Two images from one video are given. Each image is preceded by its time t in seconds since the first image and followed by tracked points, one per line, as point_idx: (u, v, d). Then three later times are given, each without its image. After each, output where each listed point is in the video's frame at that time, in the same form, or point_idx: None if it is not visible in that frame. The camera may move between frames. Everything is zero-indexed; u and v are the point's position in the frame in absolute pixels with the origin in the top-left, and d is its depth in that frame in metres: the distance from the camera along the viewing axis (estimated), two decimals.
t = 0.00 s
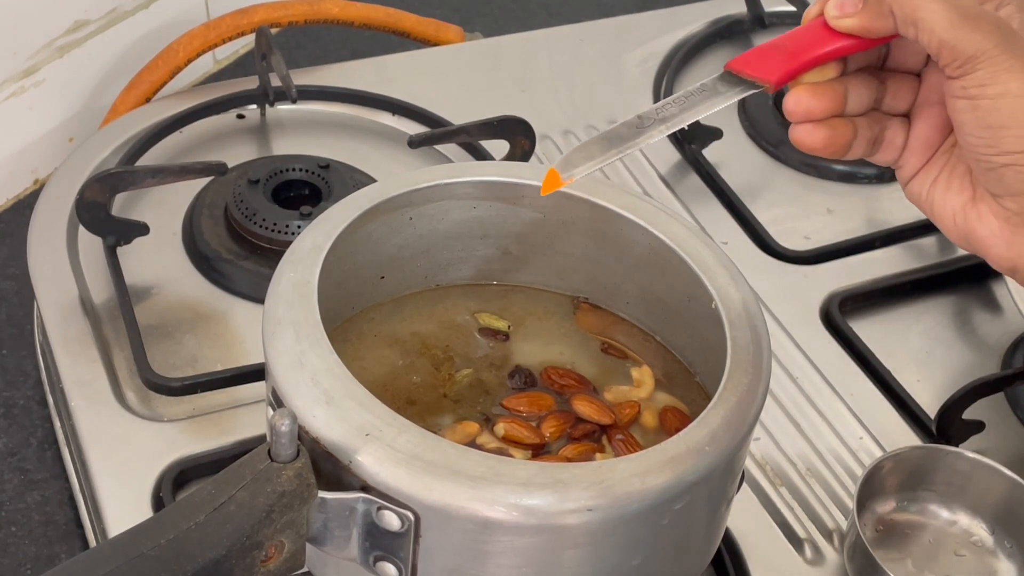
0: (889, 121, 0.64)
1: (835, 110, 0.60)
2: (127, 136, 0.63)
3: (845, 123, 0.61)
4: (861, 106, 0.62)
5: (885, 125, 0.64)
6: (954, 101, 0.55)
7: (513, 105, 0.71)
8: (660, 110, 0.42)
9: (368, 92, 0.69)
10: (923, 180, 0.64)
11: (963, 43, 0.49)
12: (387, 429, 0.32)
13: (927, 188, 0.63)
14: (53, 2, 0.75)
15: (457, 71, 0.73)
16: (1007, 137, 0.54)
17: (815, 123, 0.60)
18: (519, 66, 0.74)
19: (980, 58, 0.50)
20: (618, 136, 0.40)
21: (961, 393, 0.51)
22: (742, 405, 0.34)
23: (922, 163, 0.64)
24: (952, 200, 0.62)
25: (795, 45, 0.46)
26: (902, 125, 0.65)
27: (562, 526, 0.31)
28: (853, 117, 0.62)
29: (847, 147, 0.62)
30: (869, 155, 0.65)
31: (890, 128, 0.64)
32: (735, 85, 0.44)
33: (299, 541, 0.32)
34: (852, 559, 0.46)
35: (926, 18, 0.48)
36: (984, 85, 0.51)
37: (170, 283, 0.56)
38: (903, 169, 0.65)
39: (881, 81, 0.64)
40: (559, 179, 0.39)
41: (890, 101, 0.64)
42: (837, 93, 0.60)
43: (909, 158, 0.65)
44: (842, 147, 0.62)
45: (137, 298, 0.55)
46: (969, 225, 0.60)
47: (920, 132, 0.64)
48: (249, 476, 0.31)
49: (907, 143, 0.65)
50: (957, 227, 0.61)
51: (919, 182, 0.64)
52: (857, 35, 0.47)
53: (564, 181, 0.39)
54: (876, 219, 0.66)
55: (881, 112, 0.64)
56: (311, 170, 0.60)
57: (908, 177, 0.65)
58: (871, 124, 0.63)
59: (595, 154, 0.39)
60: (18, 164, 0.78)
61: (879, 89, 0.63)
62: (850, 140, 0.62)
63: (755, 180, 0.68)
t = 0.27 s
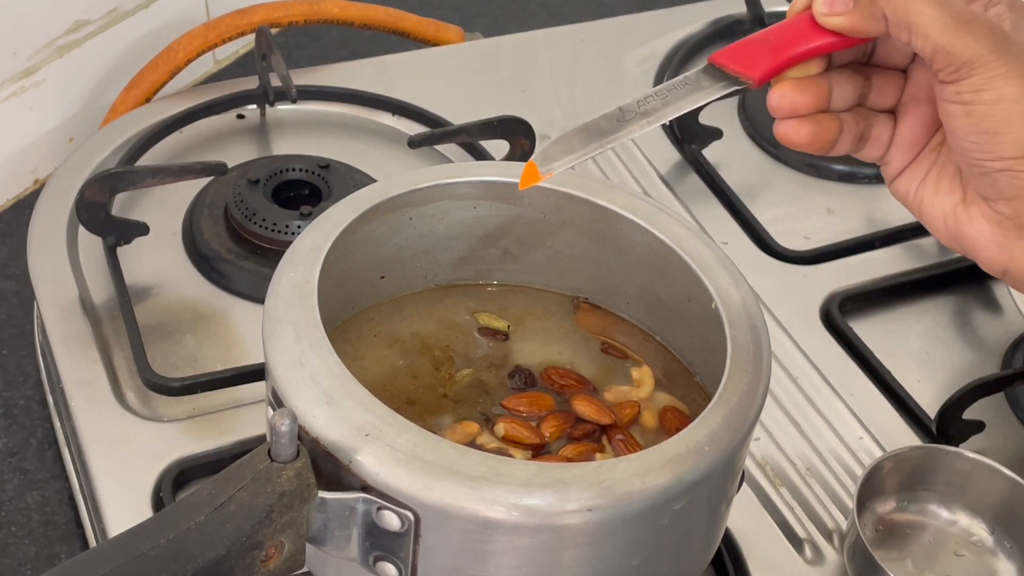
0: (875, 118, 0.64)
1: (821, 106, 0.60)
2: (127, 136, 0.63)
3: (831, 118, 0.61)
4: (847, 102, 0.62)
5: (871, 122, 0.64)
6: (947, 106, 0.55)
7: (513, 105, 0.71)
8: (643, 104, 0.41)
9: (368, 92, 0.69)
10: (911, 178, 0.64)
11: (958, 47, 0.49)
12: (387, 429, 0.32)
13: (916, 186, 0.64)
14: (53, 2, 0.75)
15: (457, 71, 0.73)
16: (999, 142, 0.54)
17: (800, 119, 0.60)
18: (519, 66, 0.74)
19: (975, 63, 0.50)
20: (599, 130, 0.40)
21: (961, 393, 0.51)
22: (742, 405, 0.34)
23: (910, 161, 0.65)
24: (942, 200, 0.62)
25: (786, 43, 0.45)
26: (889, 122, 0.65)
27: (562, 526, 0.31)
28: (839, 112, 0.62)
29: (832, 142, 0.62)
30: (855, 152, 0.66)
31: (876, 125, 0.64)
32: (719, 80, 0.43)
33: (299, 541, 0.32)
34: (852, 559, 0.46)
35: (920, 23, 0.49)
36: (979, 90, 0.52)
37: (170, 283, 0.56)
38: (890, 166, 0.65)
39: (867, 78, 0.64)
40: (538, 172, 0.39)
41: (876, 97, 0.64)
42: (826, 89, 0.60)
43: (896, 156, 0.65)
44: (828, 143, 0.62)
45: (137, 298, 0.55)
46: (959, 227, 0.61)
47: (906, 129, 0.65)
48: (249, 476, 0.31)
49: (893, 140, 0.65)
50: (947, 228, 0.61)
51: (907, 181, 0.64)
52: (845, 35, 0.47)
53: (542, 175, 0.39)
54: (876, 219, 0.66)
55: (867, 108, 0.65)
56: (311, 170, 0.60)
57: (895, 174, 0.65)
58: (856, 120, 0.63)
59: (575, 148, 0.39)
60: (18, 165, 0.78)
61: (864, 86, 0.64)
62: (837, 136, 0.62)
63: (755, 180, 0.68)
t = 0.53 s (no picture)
0: (867, 119, 0.65)
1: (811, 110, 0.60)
2: (127, 136, 0.63)
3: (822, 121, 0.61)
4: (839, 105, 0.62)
5: (863, 123, 0.64)
6: (937, 112, 0.55)
7: (513, 105, 0.71)
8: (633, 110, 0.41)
9: (368, 92, 0.69)
10: (905, 178, 0.64)
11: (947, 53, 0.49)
12: (387, 429, 0.32)
13: (912, 185, 0.64)
14: (53, 2, 0.75)
15: (457, 71, 0.73)
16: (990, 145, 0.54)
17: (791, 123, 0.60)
18: (519, 66, 0.74)
19: (964, 68, 0.50)
20: (590, 136, 0.40)
21: (962, 393, 0.51)
22: (741, 404, 0.34)
23: (904, 161, 0.65)
24: (937, 201, 0.62)
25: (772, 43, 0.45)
26: (881, 123, 0.65)
27: (562, 526, 0.31)
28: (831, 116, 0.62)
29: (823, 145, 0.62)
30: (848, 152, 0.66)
31: (868, 126, 0.65)
32: (709, 86, 0.43)
33: (299, 541, 0.32)
34: (852, 559, 0.46)
35: (908, 28, 0.49)
36: (970, 96, 0.52)
37: (170, 283, 0.56)
38: (885, 166, 0.66)
39: (859, 78, 0.64)
40: (528, 181, 0.39)
41: (868, 97, 0.65)
42: (814, 93, 0.60)
43: (890, 156, 0.65)
44: (819, 146, 0.62)
45: (138, 298, 0.55)
46: (953, 229, 0.60)
47: (900, 130, 0.65)
48: (249, 476, 0.31)
49: (886, 141, 0.65)
50: (941, 229, 0.61)
51: (902, 180, 0.64)
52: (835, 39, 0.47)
53: (532, 185, 0.39)
54: (876, 219, 0.66)
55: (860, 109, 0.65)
56: (311, 170, 0.60)
57: (890, 173, 0.65)
58: (847, 122, 0.63)
59: (566, 156, 0.39)
60: (18, 165, 0.78)
61: (856, 87, 0.64)
62: (829, 139, 0.62)
63: (755, 180, 0.68)
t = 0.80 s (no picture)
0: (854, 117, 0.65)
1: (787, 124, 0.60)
2: (127, 136, 0.63)
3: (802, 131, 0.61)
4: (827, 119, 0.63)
5: (848, 124, 0.64)
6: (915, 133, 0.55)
7: (514, 105, 0.71)
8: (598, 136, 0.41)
9: (368, 92, 0.69)
10: (900, 173, 0.65)
11: (915, 84, 0.48)
12: (387, 429, 0.32)
13: (905, 181, 0.64)
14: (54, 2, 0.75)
15: (457, 71, 0.73)
16: (975, 166, 0.53)
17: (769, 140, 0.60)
18: (519, 66, 0.74)
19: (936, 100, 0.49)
20: (556, 169, 0.40)
21: (962, 393, 0.51)
22: (741, 405, 0.34)
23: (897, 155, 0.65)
24: (931, 200, 0.62)
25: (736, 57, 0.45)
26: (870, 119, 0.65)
27: (562, 526, 0.31)
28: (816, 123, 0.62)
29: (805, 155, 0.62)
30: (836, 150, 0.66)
31: (856, 125, 0.65)
32: (673, 111, 0.43)
33: (299, 541, 0.32)
34: (852, 559, 0.46)
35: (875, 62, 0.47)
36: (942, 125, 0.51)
37: (170, 283, 0.56)
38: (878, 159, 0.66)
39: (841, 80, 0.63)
40: (496, 219, 0.39)
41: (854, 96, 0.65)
42: (793, 101, 0.60)
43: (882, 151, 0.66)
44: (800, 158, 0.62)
45: (138, 297, 0.55)
46: (943, 230, 0.61)
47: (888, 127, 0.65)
48: (249, 476, 0.31)
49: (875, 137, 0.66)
50: (936, 226, 0.62)
51: (897, 175, 0.65)
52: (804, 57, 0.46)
53: (500, 223, 0.39)
54: (876, 219, 0.66)
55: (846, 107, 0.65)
56: (311, 170, 0.60)
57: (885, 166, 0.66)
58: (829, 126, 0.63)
59: (532, 190, 0.39)
60: (18, 165, 0.78)
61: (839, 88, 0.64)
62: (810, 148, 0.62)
63: (755, 180, 0.68)
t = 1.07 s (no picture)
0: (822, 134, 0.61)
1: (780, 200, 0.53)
2: (128, 136, 0.63)
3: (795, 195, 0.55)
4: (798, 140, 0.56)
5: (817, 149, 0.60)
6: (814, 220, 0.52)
7: (514, 105, 0.71)
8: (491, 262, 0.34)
9: (368, 92, 0.69)
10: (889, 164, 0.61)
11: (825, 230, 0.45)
12: (387, 429, 0.32)
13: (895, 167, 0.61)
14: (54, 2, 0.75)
15: (457, 71, 0.73)
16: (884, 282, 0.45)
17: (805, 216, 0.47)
18: (519, 66, 0.74)
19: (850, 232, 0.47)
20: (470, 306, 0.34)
21: (962, 393, 0.51)
22: (740, 405, 0.34)
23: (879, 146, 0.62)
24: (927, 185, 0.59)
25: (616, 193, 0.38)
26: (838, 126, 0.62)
27: (562, 527, 0.31)
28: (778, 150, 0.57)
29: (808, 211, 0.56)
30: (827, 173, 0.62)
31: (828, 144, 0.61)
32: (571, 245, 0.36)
33: (299, 541, 0.32)
34: (852, 559, 0.46)
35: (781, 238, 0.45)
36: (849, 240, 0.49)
37: (170, 283, 0.56)
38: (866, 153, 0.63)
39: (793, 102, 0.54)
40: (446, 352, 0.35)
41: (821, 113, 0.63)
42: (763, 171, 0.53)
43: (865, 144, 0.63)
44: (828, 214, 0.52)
45: (138, 298, 0.55)
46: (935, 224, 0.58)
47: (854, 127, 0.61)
48: (249, 476, 0.31)
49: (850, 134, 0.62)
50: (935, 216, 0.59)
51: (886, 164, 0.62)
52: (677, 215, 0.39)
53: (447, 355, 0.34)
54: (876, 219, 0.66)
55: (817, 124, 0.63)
56: (311, 170, 0.60)
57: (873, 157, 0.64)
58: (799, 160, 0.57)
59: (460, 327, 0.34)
60: (18, 165, 0.78)
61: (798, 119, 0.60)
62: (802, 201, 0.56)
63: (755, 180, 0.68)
